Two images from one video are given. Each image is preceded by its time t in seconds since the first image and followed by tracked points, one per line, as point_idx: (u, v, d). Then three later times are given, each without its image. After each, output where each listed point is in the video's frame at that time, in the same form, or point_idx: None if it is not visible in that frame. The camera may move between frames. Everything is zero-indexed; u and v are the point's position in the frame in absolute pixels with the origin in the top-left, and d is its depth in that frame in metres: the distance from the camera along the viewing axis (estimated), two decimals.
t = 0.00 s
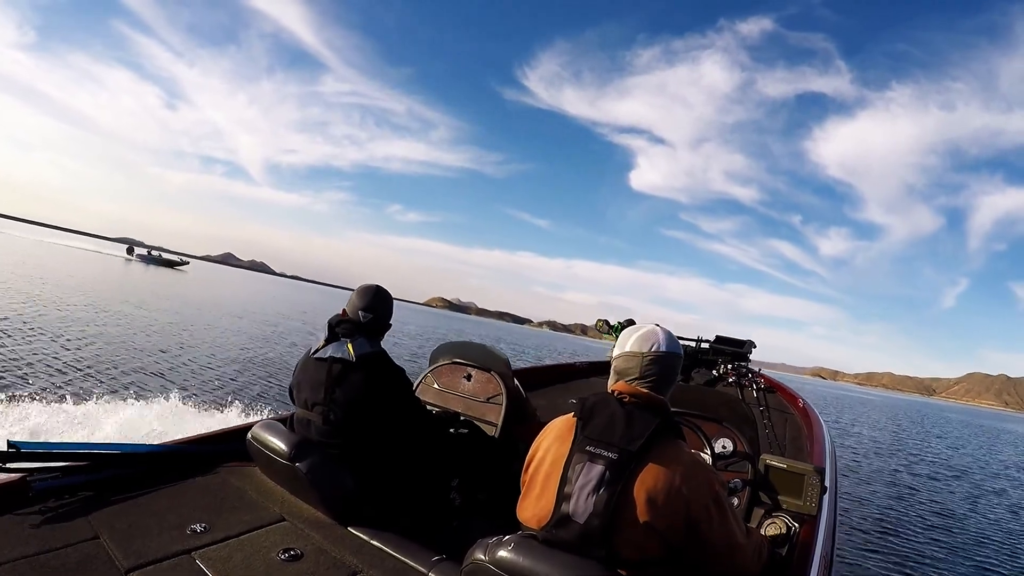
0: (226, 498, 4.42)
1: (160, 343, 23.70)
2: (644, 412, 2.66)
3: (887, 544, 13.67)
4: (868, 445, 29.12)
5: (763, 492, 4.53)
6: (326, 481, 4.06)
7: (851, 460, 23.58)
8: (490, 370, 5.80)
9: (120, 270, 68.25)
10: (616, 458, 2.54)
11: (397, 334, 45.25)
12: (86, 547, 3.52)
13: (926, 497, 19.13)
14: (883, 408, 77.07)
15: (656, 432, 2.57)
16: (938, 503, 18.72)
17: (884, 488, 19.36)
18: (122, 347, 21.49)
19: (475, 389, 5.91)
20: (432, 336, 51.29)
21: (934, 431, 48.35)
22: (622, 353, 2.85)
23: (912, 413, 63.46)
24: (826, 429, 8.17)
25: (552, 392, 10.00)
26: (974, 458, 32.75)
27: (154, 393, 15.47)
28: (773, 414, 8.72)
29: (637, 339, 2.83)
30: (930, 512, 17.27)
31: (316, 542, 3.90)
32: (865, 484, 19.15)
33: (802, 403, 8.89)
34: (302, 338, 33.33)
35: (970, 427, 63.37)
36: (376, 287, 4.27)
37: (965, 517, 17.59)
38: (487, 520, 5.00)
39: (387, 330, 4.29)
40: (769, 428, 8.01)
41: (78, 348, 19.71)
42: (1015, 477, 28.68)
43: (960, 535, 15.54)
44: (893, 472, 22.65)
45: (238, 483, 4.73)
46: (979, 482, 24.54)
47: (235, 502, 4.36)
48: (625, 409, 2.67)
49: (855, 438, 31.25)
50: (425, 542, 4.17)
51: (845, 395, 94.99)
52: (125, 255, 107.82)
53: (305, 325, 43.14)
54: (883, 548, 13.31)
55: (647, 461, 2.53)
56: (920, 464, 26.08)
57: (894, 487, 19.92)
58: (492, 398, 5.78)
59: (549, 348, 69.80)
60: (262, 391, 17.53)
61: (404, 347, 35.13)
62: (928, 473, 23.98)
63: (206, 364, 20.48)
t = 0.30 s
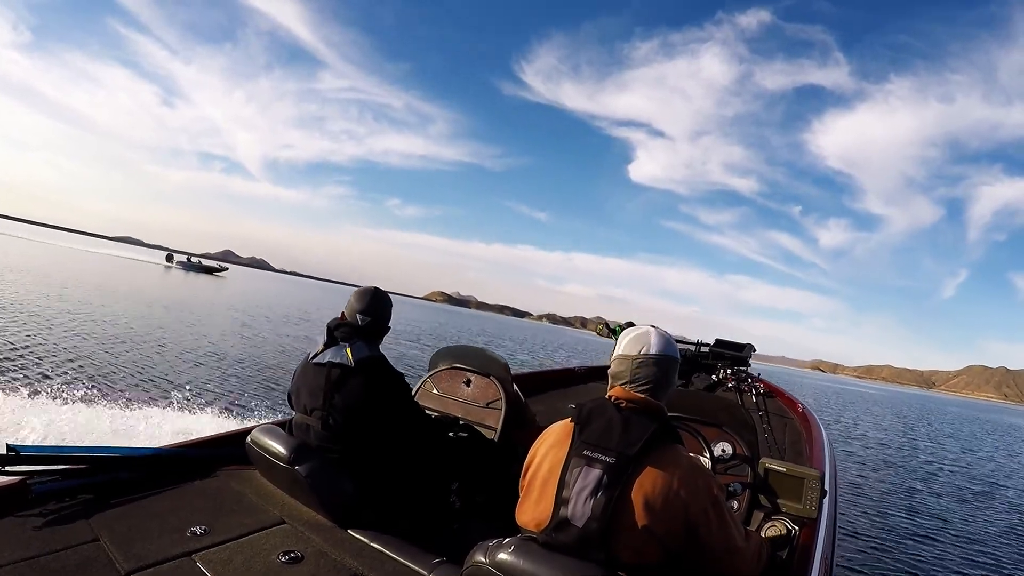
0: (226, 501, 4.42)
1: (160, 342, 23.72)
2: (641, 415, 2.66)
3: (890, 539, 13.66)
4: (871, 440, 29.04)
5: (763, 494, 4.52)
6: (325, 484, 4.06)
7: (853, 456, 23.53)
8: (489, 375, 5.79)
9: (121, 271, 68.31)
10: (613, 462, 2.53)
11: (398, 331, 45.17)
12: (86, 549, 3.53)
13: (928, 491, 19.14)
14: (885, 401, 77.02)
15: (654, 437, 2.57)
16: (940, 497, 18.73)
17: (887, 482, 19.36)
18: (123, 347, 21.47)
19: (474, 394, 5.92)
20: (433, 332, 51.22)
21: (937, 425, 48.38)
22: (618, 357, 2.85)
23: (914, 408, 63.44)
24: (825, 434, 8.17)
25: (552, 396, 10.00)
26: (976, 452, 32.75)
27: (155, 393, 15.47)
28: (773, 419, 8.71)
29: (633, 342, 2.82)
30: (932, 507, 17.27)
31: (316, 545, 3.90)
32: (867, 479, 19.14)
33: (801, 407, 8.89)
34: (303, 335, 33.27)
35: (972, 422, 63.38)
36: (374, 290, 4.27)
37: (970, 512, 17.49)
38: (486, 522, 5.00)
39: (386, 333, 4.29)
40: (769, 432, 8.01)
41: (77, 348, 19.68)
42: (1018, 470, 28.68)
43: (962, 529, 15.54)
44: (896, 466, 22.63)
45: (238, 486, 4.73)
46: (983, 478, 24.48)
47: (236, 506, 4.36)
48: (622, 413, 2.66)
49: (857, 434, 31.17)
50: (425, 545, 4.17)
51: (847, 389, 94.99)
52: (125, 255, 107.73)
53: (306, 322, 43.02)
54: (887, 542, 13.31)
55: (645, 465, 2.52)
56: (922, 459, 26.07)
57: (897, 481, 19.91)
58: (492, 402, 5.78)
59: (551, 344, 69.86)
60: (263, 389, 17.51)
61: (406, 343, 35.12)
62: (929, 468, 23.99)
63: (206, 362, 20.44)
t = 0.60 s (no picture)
0: (228, 500, 4.43)
1: (163, 339, 23.74)
2: (641, 414, 2.65)
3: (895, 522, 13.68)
4: (877, 426, 28.98)
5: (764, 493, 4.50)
6: (327, 482, 4.07)
7: (860, 440, 23.46)
8: (491, 373, 5.79)
9: (124, 267, 68.39)
10: (612, 461, 2.53)
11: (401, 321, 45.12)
12: (88, 549, 3.54)
13: (934, 476, 19.10)
14: (889, 387, 76.93)
15: (654, 436, 2.57)
16: (946, 480, 18.70)
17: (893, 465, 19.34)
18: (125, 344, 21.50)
19: (476, 391, 5.92)
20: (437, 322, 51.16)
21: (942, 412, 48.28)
22: (618, 355, 2.83)
23: (919, 396, 63.30)
24: (826, 433, 8.16)
25: (554, 394, 10.01)
26: (982, 439, 32.67)
27: (157, 390, 15.50)
28: (774, 417, 8.71)
29: (634, 340, 2.81)
30: (938, 490, 17.27)
31: (317, 545, 3.91)
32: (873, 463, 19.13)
33: (803, 406, 8.88)
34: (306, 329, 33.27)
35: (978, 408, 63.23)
36: (379, 290, 4.27)
37: (975, 497, 17.47)
38: (488, 520, 5.00)
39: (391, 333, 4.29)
40: (770, 431, 7.99)
41: (78, 347, 19.68)
42: None
43: (967, 512, 15.55)
44: (901, 451, 22.61)
45: (240, 486, 4.74)
46: (990, 462, 24.40)
47: (238, 505, 4.37)
48: (622, 412, 2.66)
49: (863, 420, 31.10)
50: (426, 545, 4.17)
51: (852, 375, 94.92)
52: (128, 252, 107.95)
53: (308, 315, 42.95)
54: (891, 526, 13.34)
55: (644, 464, 2.52)
56: (927, 444, 26.03)
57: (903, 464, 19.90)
58: (493, 400, 5.78)
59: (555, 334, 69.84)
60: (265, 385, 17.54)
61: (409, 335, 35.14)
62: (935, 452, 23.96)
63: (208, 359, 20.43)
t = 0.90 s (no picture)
0: (230, 497, 4.45)
1: (167, 335, 23.82)
2: (642, 412, 2.65)
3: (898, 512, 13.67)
4: (882, 414, 28.89)
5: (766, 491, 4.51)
6: (329, 479, 4.08)
7: (865, 430, 23.41)
8: (493, 372, 5.79)
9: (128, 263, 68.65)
10: (612, 458, 2.53)
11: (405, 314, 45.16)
12: (89, 546, 3.55)
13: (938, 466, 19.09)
14: (894, 375, 76.61)
15: (654, 434, 2.56)
16: (950, 471, 18.67)
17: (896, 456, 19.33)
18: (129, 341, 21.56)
19: (478, 391, 5.92)
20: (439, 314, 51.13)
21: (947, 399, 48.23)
22: (619, 354, 2.82)
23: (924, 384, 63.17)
24: (828, 433, 8.16)
25: (556, 393, 10.02)
26: (986, 426, 32.62)
27: (161, 387, 15.55)
28: (776, 415, 8.70)
29: (635, 339, 2.81)
30: (941, 480, 17.26)
31: (319, 542, 3.92)
32: (877, 453, 19.12)
33: (805, 405, 8.89)
34: (310, 324, 33.35)
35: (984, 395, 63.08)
36: (383, 288, 4.28)
37: (980, 486, 17.44)
38: (489, 518, 5.01)
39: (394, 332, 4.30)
40: (772, 429, 8.00)
41: (82, 344, 19.73)
42: None
43: (972, 502, 15.52)
44: (905, 440, 22.60)
45: (242, 483, 4.75)
46: (995, 451, 24.33)
47: (239, 502, 4.38)
48: (622, 410, 2.66)
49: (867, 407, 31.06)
50: (427, 542, 4.18)
51: (856, 364, 94.64)
52: (129, 250, 107.97)
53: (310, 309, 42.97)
54: (896, 516, 13.31)
55: (644, 462, 2.52)
56: (931, 432, 26.00)
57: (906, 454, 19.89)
58: (495, 399, 5.78)
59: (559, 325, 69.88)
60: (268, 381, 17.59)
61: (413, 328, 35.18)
62: (938, 441, 23.96)
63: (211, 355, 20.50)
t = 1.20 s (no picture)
0: (231, 495, 4.45)
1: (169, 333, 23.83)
2: (644, 411, 2.65)
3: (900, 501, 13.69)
4: (885, 404, 28.84)
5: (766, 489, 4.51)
6: (331, 477, 4.09)
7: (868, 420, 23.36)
8: (493, 371, 5.79)
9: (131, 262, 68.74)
10: (614, 457, 2.53)
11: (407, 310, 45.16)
12: (90, 545, 3.55)
13: (940, 455, 19.07)
14: (897, 365, 76.32)
15: (656, 432, 2.56)
16: (952, 460, 18.66)
17: (897, 446, 19.33)
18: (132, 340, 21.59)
19: (478, 390, 5.92)
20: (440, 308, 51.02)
21: (951, 389, 48.11)
22: (621, 354, 2.82)
23: (928, 375, 63.05)
24: (829, 431, 8.15)
25: (558, 392, 10.03)
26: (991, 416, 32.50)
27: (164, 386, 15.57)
28: (777, 414, 8.70)
29: (637, 339, 2.81)
30: (943, 470, 17.23)
31: (320, 540, 3.92)
32: (878, 444, 19.11)
33: (806, 403, 8.88)
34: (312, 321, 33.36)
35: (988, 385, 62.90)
36: (383, 288, 4.28)
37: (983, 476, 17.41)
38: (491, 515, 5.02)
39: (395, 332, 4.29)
40: (773, 428, 7.98)
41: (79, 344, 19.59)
42: None
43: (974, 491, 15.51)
44: (907, 431, 22.57)
45: (244, 482, 4.75)
46: (998, 440, 24.22)
47: (240, 500, 4.38)
48: (624, 409, 2.65)
49: (870, 398, 31.02)
50: (428, 541, 4.18)
51: (860, 355, 94.49)
52: (129, 248, 107.90)
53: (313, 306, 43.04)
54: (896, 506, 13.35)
55: (646, 460, 2.52)
56: (934, 422, 25.96)
57: (908, 445, 19.88)
58: (496, 398, 5.78)
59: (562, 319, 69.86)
60: (271, 379, 17.60)
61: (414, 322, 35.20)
62: (940, 430, 23.93)
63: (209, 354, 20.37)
